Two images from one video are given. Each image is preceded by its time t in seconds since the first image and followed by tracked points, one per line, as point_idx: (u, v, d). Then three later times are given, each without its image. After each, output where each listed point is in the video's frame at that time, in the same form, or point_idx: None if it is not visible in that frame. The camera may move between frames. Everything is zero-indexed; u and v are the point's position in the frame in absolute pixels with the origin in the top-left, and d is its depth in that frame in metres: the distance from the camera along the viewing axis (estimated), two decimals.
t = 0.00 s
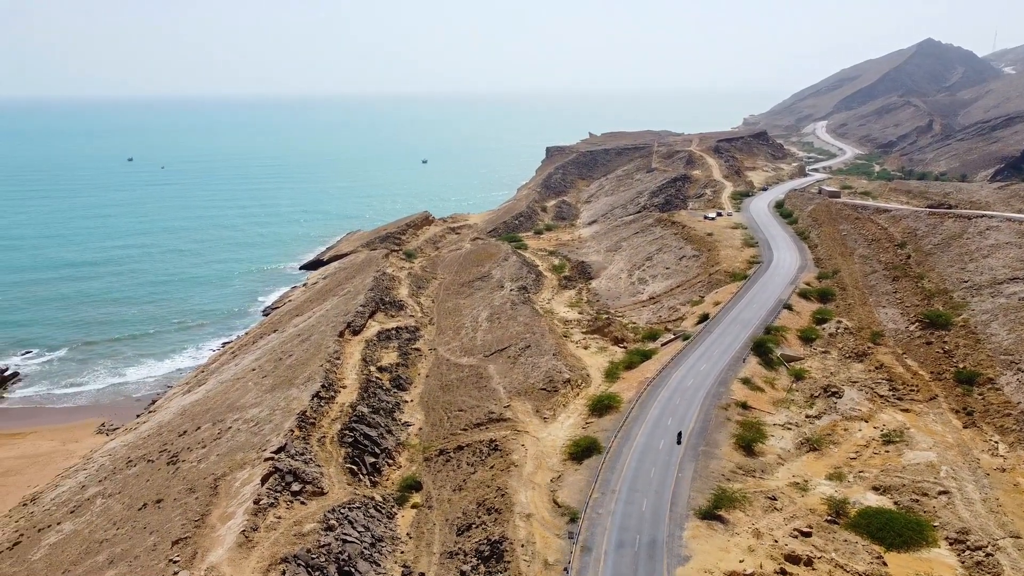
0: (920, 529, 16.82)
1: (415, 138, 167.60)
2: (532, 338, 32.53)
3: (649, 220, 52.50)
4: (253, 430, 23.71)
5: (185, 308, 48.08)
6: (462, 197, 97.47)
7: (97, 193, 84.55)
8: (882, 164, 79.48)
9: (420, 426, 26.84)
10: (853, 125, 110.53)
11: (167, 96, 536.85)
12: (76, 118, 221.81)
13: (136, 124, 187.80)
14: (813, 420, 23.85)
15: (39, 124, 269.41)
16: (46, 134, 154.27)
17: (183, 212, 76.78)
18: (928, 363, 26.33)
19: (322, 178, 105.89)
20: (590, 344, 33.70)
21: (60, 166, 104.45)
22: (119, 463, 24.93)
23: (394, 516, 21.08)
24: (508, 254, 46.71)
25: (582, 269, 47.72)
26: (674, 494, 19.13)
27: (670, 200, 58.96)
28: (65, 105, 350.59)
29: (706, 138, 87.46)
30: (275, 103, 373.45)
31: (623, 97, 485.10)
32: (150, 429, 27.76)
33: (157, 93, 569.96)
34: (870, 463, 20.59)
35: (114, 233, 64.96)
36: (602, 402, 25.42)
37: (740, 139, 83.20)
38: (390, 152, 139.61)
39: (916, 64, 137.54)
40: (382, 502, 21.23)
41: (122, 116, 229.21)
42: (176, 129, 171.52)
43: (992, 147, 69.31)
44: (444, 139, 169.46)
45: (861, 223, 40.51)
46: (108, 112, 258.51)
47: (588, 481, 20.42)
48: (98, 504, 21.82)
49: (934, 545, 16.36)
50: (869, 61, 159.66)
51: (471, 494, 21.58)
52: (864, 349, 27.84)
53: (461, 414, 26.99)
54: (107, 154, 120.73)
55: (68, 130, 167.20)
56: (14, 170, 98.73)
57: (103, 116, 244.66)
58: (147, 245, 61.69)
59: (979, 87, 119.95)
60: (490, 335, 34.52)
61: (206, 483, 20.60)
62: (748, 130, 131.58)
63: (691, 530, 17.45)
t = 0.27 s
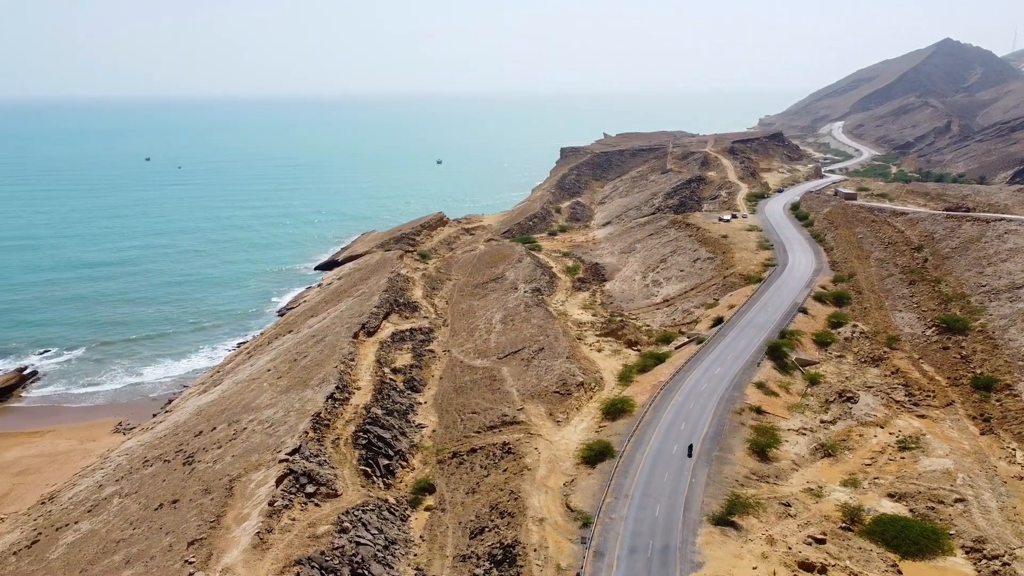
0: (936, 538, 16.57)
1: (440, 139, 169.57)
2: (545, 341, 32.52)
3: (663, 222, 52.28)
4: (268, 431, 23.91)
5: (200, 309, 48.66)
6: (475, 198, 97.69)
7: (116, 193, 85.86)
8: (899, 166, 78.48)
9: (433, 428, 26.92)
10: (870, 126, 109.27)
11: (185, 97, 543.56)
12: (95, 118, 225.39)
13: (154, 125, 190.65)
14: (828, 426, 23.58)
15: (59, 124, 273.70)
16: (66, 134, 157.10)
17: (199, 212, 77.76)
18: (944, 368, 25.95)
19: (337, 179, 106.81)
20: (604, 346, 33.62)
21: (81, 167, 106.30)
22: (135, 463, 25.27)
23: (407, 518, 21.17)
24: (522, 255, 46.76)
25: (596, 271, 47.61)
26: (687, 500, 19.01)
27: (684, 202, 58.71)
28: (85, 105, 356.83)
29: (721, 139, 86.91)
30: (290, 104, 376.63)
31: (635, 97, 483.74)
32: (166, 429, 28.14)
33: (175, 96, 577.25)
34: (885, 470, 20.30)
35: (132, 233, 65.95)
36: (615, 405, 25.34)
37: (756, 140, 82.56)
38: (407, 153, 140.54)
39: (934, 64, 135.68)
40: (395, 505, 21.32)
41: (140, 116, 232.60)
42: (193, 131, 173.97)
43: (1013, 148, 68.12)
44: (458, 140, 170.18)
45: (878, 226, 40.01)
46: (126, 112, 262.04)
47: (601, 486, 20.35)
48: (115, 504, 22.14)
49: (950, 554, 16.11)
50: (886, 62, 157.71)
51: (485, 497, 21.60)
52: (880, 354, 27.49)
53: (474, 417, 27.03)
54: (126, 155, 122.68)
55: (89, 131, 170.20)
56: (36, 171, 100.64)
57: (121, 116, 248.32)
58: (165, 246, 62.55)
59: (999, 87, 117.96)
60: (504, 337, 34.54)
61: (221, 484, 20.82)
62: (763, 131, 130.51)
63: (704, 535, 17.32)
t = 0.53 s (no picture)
0: (952, 546, 16.32)
1: (443, 139, 168.84)
2: (558, 344, 32.48)
3: (677, 223, 52.05)
4: (283, 433, 24.10)
5: (216, 309, 49.21)
6: (488, 198, 97.86)
7: (134, 194, 87.10)
8: (916, 167, 77.48)
9: (447, 430, 26.99)
10: (887, 127, 108.03)
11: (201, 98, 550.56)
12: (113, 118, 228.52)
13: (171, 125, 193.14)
14: (843, 431, 23.29)
15: (79, 124, 277.74)
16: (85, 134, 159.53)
17: (215, 212, 78.66)
18: (961, 374, 25.56)
19: (352, 179, 107.59)
20: (617, 349, 33.50)
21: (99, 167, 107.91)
22: (151, 462, 25.60)
23: (421, 521, 21.22)
24: (536, 257, 46.78)
25: (610, 273, 47.48)
26: (700, 505, 18.88)
27: (699, 203, 58.49)
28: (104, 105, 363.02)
29: (736, 140, 86.34)
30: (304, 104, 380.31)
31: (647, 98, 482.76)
32: (183, 429, 28.50)
33: (191, 98, 585.51)
34: (901, 476, 20.02)
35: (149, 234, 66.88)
36: (629, 409, 25.24)
37: (771, 141, 81.93)
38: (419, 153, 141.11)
39: (951, 65, 133.87)
40: (409, 507, 21.39)
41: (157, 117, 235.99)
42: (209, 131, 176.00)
43: None
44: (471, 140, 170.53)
45: (894, 229, 39.51)
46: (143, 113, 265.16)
47: (614, 491, 20.27)
48: (132, 504, 22.44)
49: (966, 562, 15.86)
50: (903, 62, 155.83)
51: (498, 500, 21.61)
52: (896, 359, 27.14)
53: (488, 419, 27.07)
54: (144, 155, 124.33)
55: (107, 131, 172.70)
56: (56, 170, 102.33)
57: (139, 116, 251.42)
58: (181, 246, 63.34)
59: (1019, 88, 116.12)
60: (517, 339, 34.56)
61: (236, 486, 21.02)
62: (778, 131, 129.45)
63: (717, 542, 17.19)
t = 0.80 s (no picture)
0: (971, 556, 16.05)
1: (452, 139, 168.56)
2: (574, 347, 32.44)
3: (694, 225, 51.74)
4: (300, 434, 24.30)
5: (233, 310, 49.83)
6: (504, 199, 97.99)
7: (154, 194, 88.51)
8: (937, 168, 76.21)
9: (463, 433, 27.05)
10: (907, 128, 106.48)
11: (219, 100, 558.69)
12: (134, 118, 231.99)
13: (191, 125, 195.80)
14: (861, 437, 22.97)
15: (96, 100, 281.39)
16: (107, 134, 162.25)
17: (234, 213, 79.63)
18: (981, 380, 25.10)
19: (368, 179, 108.17)
20: (633, 352, 33.36)
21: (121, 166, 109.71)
22: (171, 462, 26.00)
23: (436, 524, 21.30)
24: (553, 258, 46.77)
25: (626, 275, 47.28)
26: (716, 511, 18.74)
27: (717, 204, 58.49)
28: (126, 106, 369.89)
29: (754, 141, 85.59)
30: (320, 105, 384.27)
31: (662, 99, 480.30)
32: (202, 429, 28.91)
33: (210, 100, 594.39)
34: (919, 484, 19.69)
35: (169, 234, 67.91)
36: (645, 414, 25.12)
37: (790, 142, 81.13)
38: (434, 153, 141.40)
39: (974, 64, 131.60)
40: (424, 510, 21.47)
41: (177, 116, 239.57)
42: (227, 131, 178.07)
43: None
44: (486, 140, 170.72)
45: (914, 232, 38.92)
46: (162, 113, 268.67)
47: (629, 496, 20.18)
48: (151, 503, 22.79)
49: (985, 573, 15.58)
50: (925, 62, 153.45)
51: (513, 504, 21.62)
52: (915, 364, 26.72)
53: (503, 422, 27.10)
54: (164, 155, 126.15)
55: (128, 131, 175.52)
56: (79, 170, 104.19)
57: (158, 115, 254.47)
58: (200, 247, 64.24)
59: None
60: (533, 341, 34.58)
61: (254, 487, 21.25)
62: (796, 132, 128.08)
63: (733, 549, 17.05)
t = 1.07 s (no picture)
0: (987, 566, 15.77)
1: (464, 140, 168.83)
2: (588, 350, 32.36)
3: (709, 227, 51.45)
4: (314, 436, 24.44)
5: (248, 310, 50.32)
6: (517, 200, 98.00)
7: (172, 195, 89.69)
8: (955, 170, 75.13)
9: (476, 435, 27.08)
10: (925, 128, 105.15)
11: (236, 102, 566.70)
12: (152, 118, 234.90)
13: (207, 126, 197.93)
14: (876, 443, 22.66)
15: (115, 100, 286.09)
16: (126, 134, 164.47)
17: (250, 214, 80.45)
18: (999, 386, 24.67)
19: (381, 180, 108.69)
20: (647, 355, 33.22)
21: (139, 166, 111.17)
22: (186, 462, 26.29)
23: (449, 526, 21.33)
24: (567, 260, 46.74)
25: (641, 277, 47.09)
26: (729, 517, 18.59)
27: (731, 207, 58.10)
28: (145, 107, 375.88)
29: (770, 142, 84.98)
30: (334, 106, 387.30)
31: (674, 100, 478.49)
32: (217, 429, 29.22)
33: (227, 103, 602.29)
34: (935, 491, 19.37)
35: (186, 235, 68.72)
36: (658, 417, 25.01)
37: (805, 143, 80.45)
38: (446, 154, 141.72)
39: (993, 64, 129.60)
40: (437, 513, 21.51)
41: (194, 117, 243.03)
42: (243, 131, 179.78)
43: None
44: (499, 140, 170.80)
45: (931, 235, 38.38)
46: (179, 113, 271.40)
47: (642, 501, 20.06)
48: (167, 503, 23.08)
49: None
50: (943, 62, 151.33)
51: (526, 508, 21.59)
52: (931, 370, 26.35)
53: (516, 425, 27.08)
54: (181, 155, 127.73)
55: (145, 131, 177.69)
56: (99, 170, 105.72)
57: (175, 115, 258.16)
58: (216, 248, 64.95)
59: None
60: (547, 343, 34.55)
61: (269, 488, 21.42)
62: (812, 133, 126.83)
63: (746, 556, 16.89)
